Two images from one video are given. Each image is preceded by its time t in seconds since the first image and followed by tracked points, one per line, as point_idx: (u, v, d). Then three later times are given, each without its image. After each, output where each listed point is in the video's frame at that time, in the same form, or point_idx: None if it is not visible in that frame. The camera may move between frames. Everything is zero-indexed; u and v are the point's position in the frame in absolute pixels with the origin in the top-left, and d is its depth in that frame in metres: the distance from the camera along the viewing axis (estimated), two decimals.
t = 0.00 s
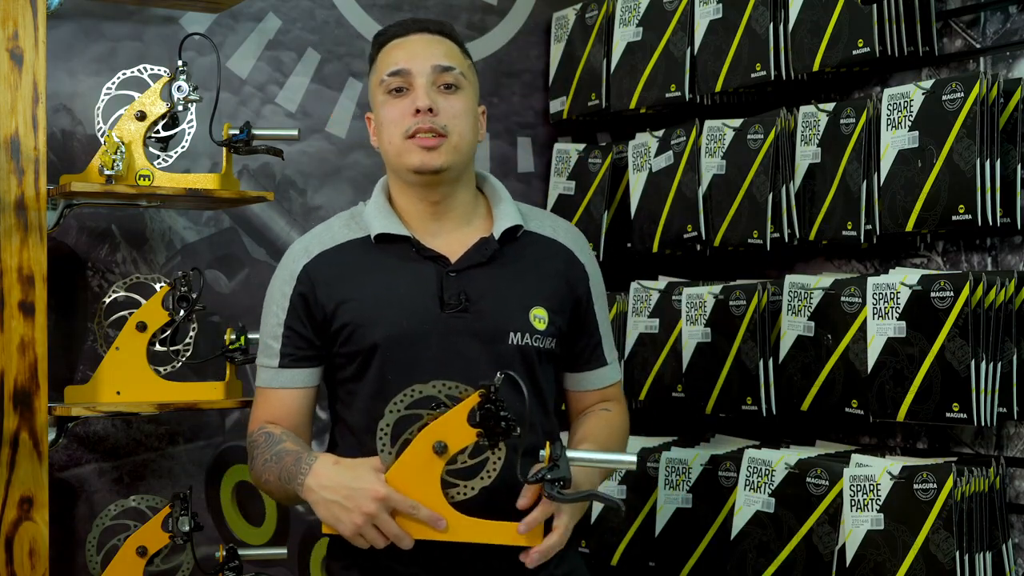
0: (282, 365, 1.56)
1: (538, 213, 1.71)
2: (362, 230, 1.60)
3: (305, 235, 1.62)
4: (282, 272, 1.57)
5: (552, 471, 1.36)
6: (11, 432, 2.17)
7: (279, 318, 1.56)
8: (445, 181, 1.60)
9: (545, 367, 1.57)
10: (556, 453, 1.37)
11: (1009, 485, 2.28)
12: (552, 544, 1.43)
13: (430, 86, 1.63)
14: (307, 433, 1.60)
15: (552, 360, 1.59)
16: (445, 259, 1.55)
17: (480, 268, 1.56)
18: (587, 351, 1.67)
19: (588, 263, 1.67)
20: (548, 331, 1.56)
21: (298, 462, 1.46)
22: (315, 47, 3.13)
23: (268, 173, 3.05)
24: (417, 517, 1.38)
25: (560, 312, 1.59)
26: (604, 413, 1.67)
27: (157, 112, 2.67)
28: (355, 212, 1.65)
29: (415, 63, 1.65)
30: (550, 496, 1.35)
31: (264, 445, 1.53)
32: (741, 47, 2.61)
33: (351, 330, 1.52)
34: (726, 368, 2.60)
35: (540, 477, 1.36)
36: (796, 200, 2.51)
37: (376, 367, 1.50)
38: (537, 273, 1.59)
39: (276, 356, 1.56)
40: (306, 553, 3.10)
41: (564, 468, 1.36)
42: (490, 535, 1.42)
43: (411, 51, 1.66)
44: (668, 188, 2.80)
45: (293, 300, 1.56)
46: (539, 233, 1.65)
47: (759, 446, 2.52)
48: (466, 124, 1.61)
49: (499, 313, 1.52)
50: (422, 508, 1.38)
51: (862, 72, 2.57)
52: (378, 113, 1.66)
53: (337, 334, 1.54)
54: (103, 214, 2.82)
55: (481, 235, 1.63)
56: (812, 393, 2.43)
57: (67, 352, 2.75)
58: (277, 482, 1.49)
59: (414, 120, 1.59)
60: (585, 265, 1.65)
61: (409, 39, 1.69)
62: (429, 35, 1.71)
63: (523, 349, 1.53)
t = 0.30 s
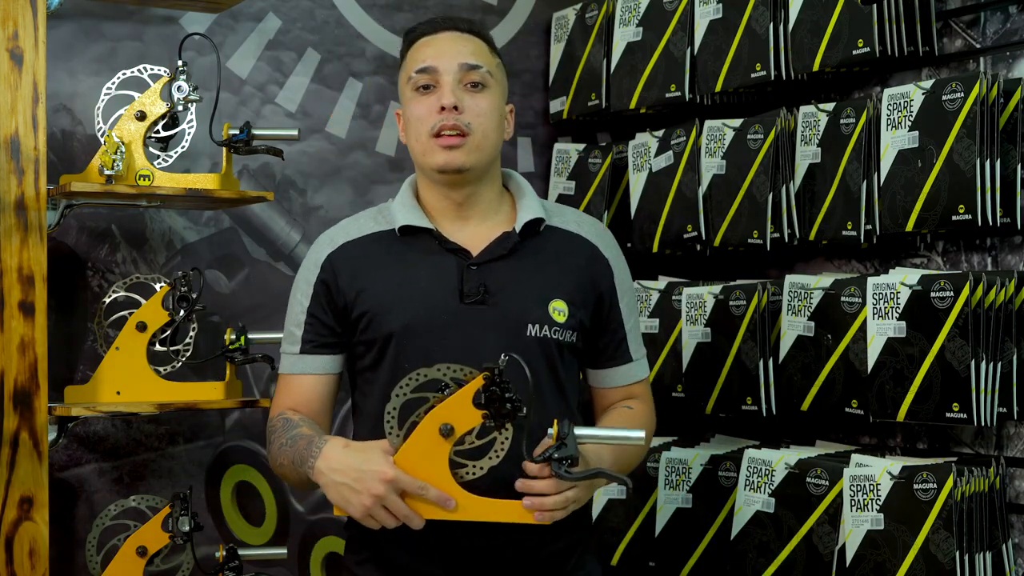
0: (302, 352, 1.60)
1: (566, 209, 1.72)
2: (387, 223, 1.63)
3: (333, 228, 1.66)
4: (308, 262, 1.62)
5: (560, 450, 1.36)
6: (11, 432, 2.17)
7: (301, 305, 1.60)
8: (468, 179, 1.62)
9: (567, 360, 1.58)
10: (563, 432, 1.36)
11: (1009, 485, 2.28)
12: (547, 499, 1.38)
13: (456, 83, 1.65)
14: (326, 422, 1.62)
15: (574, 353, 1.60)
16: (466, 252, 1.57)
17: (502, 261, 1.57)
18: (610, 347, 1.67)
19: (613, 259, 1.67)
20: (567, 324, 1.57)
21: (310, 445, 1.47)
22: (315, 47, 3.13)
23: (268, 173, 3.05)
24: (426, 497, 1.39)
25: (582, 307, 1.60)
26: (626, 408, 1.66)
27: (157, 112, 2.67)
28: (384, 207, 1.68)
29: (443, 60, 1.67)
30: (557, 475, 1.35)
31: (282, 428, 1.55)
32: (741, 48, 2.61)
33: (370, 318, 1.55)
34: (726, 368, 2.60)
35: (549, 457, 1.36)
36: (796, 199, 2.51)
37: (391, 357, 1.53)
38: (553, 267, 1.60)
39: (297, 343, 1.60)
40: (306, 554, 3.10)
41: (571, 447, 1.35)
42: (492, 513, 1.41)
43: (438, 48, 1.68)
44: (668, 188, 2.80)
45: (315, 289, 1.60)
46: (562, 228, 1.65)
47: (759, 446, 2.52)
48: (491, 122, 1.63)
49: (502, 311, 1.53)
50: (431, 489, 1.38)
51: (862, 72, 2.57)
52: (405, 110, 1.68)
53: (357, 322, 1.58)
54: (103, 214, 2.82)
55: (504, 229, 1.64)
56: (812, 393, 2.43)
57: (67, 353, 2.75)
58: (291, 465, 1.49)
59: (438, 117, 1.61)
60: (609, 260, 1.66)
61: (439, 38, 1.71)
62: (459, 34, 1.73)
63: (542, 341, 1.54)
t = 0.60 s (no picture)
0: (323, 342, 1.60)
1: (582, 212, 1.72)
2: (408, 217, 1.63)
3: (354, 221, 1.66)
4: (328, 252, 1.62)
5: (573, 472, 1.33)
6: (11, 433, 2.17)
7: (322, 296, 1.61)
8: (485, 194, 1.63)
9: (575, 361, 1.59)
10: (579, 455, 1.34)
11: (1009, 485, 2.28)
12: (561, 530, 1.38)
13: (490, 101, 1.63)
14: (349, 413, 1.62)
15: (582, 354, 1.60)
16: (482, 249, 1.57)
17: (518, 259, 1.57)
18: (623, 350, 1.68)
19: (627, 264, 1.68)
20: (578, 324, 1.57)
21: (332, 429, 1.49)
22: (315, 46, 3.12)
23: (268, 173, 3.05)
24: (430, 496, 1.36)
25: (594, 311, 1.60)
26: (634, 411, 1.67)
27: (157, 112, 2.67)
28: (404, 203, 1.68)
29: (481, 76, 1.63)
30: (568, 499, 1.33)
31: (306, 417, 1.55)
32: (741, 47, 2.61)
33: (382, 310, 1.56)
34: (726, 368, 2.60)
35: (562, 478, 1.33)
36: (796, 199, 2.51)
37: (401, 349, 1.54)
38: (562, 266, 1.60)
39: (319, 333, 1.61)
40: (307, 553, 3.11)
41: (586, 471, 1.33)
42: (497, 524, 1.41)
43: (479, 62, 1.64)
44: (668, 188, 2.80)
45: (335, 280, 1.60)
46: (579, 230, 1.65)
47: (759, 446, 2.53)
48: (515, 147, 1.63)
49: (505, 312, 1.53)
50: (435, 489, 1.35)
51: (862, 73, 2.57)
52: (435, 116, 1.66)
53: (370, 314, 1.58)
54: (103, 214, 2.82)
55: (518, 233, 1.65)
56: (812, 393, 2.43)
57: (66, 353, 2.75)
58: (313, 451, 1.50)
59: (463, 136, 1.60)
60: (623, 264, 1.66)
61: (483, 48, 1.66)
62: (502, 44, 1.68)
63: (550, 339, 1.54)
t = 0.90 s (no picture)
0: (323, 343, 1.60)
1: (587, 215, 1.72)
2: (411, 217, 1.63)
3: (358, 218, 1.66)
4: (330, 252, 1.62)
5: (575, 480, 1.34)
6: (11, 433, 2.17)
7: (323, 296, 1.61)
8: (493, 193, 1.63)
9: (577, 365, 1.59)
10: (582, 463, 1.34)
11: (1009, 485, 2.28)
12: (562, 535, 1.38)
13: (493, 101, 1.63)
14: (347, 412, 1.63)
15: (584, 358, 1.60)
16: (486, 250, 1.57)
17: (522, 263, 1.57)
18: (624, 356, 1.68)
19: (631, 268, 1.67)
20: (581, 329, 1.57)
21: (332, 429, 1.49)
22: (315, 47, 3.13)
23: (268, 173, 3.05)
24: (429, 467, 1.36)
25: (596, 317, 1.60)
26: (633, 417, 1.68)
27: (157, 112, 2.67)
28: (409, 202, 1.68)
29: (482, 75, 1.63)
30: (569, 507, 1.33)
31: (305, 416, 1.56)
32: (741, 47, 2.61)
33: (385, 310, 1.56)
34: (726, 368, 2.60)
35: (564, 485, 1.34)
36: (796, 200, 2.52)
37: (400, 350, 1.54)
38: (565, 269, 1.59)
39: (319, 333, 1.61)
40: (306, 553, 3.11)
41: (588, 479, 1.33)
42: (495, 526, 1.42)
43: (479, 62, 1.64)
44: (668, 188, 2.80)
45: (336, 280, 1.60)
46: (585, 234, 1.65)
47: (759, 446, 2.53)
48: (521, 144, 1.62)
49: (505, 312, 1.53)
50: (432, 458, 1.35)
51: (862, 73, 2.57)
52: (438, 119, 1.66)
53: (372, 314, 1.58)
54: (103, 214, 2.82)
55: (526, 233, 1.65)
56: (812, 393, 2.43)
57: (66, 353, 2.75)
58: (313, 450, 1.51)
59: (469, 136, 1.60)
60: (627, 269, 1.66)
61: (481, 48, 1.66)
62: (501, 43, 1.68)
63: (552, 343, 1.54)
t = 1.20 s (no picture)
0: (322, 341, 1.61)
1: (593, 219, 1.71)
2: (415, 218, 1.63)
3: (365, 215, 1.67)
4: (333, 252, 1.63)
5: (571, 480, 1.33)
6: (11, 432, 2.17)
7: (324, 294, 1.61)
8: (499, 195, 1.63)
9: (579, 369, 1.58)
10: (579, 464, 1.34)
11: (1009, 485, 2.28)
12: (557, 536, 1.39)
13: (492, 102, 1.63)
14: (346, 410, 1.64)
15: (585, 363, 1.60)
16: (489, 253, 1.57)
17: (524, 266, 1.57)
18: (627, 361, 1.68)
19: (635, 273, 1.67)
20: (582, 334, 1.56)
21: (325, 422, 1.50)
22: (315, 47, 3.13)
23: (268, 173, 3.05)
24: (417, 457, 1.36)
25: (598, 321, 1.60)
26: (636, 421, 1.68)
27: (157, 112, 2.67)
28: (413, 202, 1.68)
29: (480, 77, 1.64)
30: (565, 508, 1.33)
31: (303, 412, 1.57)
32: (741, 47, 2.61)
33: (387, 310, 1.56)
34: (726, 368, 2.60)
35: (560, 486, 1.34)
36: (796, 200, 2.52)
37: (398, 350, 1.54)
38: (569, 269, 1.59)
39: (319, 331, 1.61)
40: (307, 553, 3.11)
41: (585, 480, 1.33)
42: (489, 525, 1.41)
43: (475, 64, 1.65)
44: (668, 188, 2.80)
45: (337, 279, 1.60)
46: (589, 238, 1.64)
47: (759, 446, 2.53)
48: (524, 144, 1.63)
49: (505, 313, 1.53)
50: (419, 447, 1.35)
51: (862, 73, 2.57)
52: (440, 126, 1.66)
53: (374, 314, 1.58)
54: (103, 214, 2.82)
55: (533, 234, 1.65)
56: (812, 393, 2.43)
57: (66, 353, 2.75)
58: (306, 445, 1.51)
59: (472, 140, 1.60)
60: (631, 274, 1.65)
61: (476, 50, 1.66)
62: (496, 43, 1.68)
63: (552, 347, 1.54)
